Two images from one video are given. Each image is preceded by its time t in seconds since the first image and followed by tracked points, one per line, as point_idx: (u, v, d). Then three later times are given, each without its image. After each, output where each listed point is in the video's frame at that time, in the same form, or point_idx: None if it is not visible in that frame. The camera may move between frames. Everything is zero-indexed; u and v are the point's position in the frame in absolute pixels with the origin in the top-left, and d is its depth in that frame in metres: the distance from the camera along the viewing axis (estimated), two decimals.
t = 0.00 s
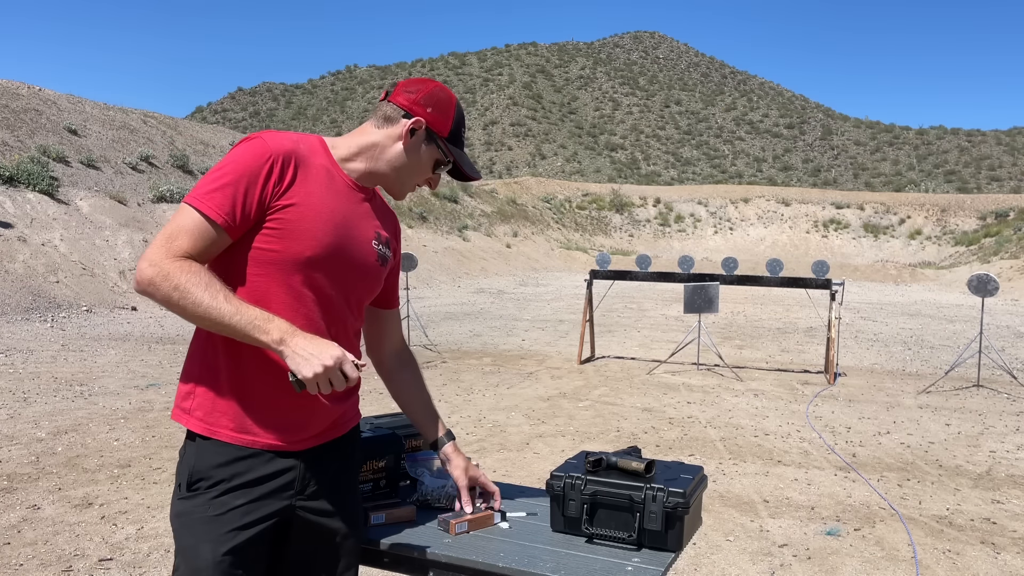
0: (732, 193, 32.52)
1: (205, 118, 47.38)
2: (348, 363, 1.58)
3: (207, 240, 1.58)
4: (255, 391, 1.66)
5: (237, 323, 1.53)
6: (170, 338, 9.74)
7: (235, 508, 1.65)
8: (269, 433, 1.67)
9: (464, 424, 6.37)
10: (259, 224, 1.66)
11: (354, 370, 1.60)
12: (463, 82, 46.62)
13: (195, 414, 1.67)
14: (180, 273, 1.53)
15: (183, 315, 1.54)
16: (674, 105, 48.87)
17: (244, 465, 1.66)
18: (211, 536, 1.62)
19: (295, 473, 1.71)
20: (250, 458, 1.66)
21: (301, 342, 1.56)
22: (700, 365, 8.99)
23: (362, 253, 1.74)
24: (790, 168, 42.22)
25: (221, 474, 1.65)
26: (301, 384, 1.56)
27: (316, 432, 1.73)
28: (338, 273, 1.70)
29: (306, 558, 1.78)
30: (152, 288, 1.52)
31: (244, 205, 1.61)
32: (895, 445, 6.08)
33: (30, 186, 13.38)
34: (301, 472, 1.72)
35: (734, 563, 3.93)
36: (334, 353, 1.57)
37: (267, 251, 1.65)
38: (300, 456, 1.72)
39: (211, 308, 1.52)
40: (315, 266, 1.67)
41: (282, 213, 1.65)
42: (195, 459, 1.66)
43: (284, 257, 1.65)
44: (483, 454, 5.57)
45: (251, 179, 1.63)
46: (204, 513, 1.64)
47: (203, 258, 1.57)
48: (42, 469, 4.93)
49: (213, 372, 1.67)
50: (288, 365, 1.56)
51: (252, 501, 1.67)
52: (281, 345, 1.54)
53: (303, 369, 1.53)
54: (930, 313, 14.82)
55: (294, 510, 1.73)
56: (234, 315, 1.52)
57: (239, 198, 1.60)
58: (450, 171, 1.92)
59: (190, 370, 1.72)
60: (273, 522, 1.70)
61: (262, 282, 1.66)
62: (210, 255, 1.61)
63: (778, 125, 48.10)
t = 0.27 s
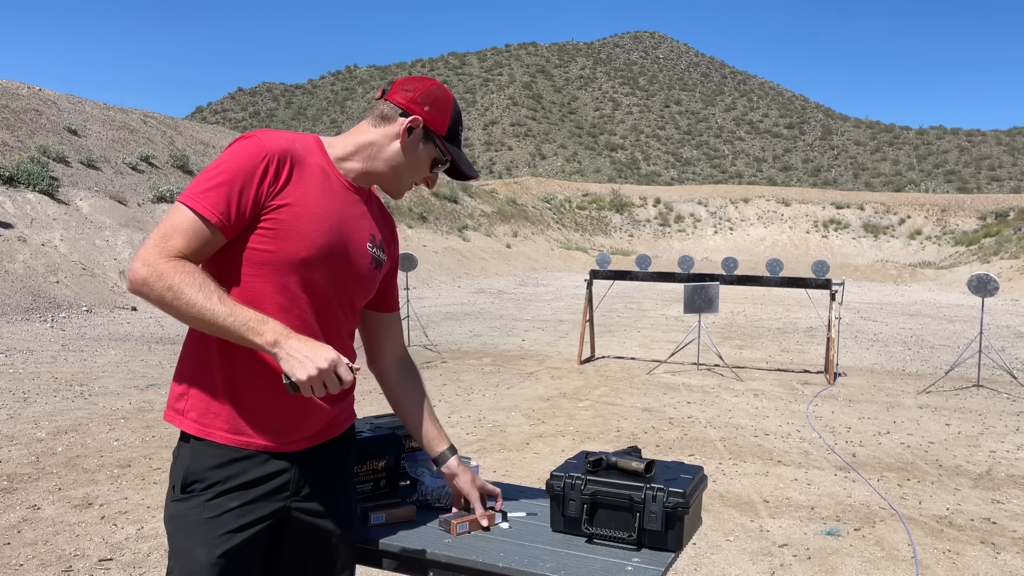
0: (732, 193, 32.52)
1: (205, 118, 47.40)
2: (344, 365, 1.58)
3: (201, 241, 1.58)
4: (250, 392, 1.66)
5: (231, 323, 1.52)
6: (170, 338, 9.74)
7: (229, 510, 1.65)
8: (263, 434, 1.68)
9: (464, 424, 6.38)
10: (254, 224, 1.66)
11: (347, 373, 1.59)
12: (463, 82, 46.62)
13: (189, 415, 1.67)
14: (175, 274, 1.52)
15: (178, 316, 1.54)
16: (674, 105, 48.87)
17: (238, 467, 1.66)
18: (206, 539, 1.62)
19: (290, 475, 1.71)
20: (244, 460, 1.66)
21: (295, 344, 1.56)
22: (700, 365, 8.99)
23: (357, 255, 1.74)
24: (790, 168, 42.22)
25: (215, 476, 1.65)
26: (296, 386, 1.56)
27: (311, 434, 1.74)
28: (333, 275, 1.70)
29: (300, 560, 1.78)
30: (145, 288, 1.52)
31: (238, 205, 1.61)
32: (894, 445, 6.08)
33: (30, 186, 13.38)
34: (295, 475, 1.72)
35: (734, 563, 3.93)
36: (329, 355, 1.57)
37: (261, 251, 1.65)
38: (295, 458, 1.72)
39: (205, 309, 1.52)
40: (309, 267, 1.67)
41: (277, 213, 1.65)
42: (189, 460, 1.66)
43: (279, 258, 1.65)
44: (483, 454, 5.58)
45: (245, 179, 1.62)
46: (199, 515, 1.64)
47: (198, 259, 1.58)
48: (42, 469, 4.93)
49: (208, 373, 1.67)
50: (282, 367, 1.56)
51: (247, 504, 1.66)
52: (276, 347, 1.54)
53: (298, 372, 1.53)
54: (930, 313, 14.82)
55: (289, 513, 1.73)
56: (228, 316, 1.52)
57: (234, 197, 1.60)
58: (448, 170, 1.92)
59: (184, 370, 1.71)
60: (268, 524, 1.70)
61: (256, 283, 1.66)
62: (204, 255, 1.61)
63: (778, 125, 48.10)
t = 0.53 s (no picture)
0: (732, 193, 32.52)
1: (205, 118, 47.42)
2: (334, 365, 1.57)
3: (193, 240, 1.59)
4: (244, 392, 1.67)
5: (221, 323, 1.53)
6: (170, 338, 9.74)
7: (221, 510, 1.65)
8: (257, 434, 1.68)
9: (464, 424, 6.37)
10: (247, 223, 1.66)
11: (339, 371, 1.58)
12: (463, 82, 46.63)
13: (183, 414, 1.68)
14: (166, 272, 1.53)
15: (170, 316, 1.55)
16: (674, 105, 48.87)
17: (230, 467, 1.66)
18: (196, 539, 1.62)
19: (283, 477, 1.71)
20: (237, 460, 1.66)
21: (286, 342, 1.55)
22: (700, 365, 8.99)
23: (350, 255, 1.74)
24: (790, 167, 42.21)
25: (206, 476, 1.65)
26: (285, 385, 1.55)
27: (305, 434, 1.73)
28: (325, 275, 1.70)
29: (294, 561, 1.78)
30: (137, 287, 1.53)
31: (230, 204, 1.61)
32: (894, 445, 6.08)
33: (30, 186, 13.38)
34: (288, 476, 1.72)
35: (734, 563, 3.93)
36: (318, 356, 1.56)
37: (253, 249, 1.65)
38: (288, 458, 1.72)
39: (195, 306, 1.52)
40: (302, 266, 1.67)
41: (269, 212, 1.65)
42: (181, 460, 1.67)
43: (271, 256, 1.65)
44: (483, 454, 5.57)
45: (238, 177, 1.63)
46: (190, 516, 1.64)
47: (189, 258, 1.58)
48: (42, 469, 4.93)
49: (202, 372, 1.68)
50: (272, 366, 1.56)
51: (238, 505, 1.66)
52: (266, 345, 1.54)
53: (286, 372, 1.52)
54: (930, 313, 14.82)
55: (282, 514, 1.73)
56: (217, 314, 1.52)
57: (225, 196, 1.61)
58: (445, 167, 1.91)
59: (179, 369, 1.72)
60: (260, 526, 1.70)
61: (248, 281, 1.66)
62: (196, 254, 1.61)
63: (778, 125, 48.10)
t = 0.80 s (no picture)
0: (732, 193, 32.51)
1: (205, 118, 47.44)
2: (327, 363, 1.55)
3: (192, 239, 1.59)
4: (245, 391, 1.67)
5: (218, 321, 1.52)
6: (170, 338, 9.74)
7: (220, 509, 1.65)
8: (256, 433, 1.68)
9: (464, 425, 6.38)
10: (245, 223, 1.66)
11: (331, 371, 1.56)
12: (463, 82, 46.63)
13: (185, 414, 1.68)
14: (163, 271, 1.54)
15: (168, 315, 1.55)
16: (674, 105, 48.88)
17: (230, 466, 1.66)
18: (195, 537, 1.62)
19: (283, 477, 1.71)
20: (237, 459, 1.66)
21: (280, 339, 1.54)
22: (700, 365, 8.99)
23: (350, 255, 1.73)
24: (790, 167, 42.21)
25: (207, 474, 1.65)
26: (279, 384, 1.54)
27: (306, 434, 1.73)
28: (323, 276, 1.69)
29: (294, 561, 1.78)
30: (136, 285, 1.54)
31: (228, 203, 1.62)
32: (894, 445, 6.08)
33: (30, 186, 13.38)
34: (288, 475, 1.71)
35: (734, 563, 3.93)
36: (311, 352, 1.54)
37: (251, 249, 1.65)
38: (288, 459, 1.71)
39: (191, 304, 1.52)
40: (300, 265, 1.67)
41: (266, 212, 1.66)
42: (182, 458, 1.67)
43: (268, 255, 1.65)
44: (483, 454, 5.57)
45: (235, 178, 1.63)
46: (189, 514, 1.64)
47: (189, 257, 1.59)
48: (42, 469, 4.93)
49: (203, 371, 1.68)
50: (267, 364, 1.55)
51: (238, 503, 1.66)
52: (260, 344, 1.53)
53: (279, 368, 1.51)
54: (930, 313, 14.81)
55: (281, 513, 1.72)
56: (211, 311, 1.52)
57: (224, 196, 1.61)
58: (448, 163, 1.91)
59: (181, 370, 1.72)
60: (259, 525, 1.69)
61: (247, 280, 1.66)
62: (196, 254, 1.62)
63: (778, 125, 48.08)
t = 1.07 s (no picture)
0: (732, 193, 32.53)
1: (205, 118, 47.47)
2: (331, 359, 1.53)
3: (204, 241, 1.60)
4: (257, 390, 1.67)
5: (229, 321, 1.53)
6: (170, 338, 9.74)
7: (227, 498, 1.65)
8: (266, 431, 1.67)
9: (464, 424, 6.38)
10: (255, 224, 1.66)
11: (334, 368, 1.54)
12: (463, 82, 46.62)
13: (196, 408, 1.68)
14: (175, 271, 1.54)
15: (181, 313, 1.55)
16: (674, 105, 48.88)
17: (239, 459, 1.66)
18: (200, 523, 1.62)
19: (291, 472, 1.71)
20: (246, 453, 1.66)
21: (287, 336, 1.53)
22: (700, 365, 8.99)
23: (359, 255, 1.73)
24: (790, 168, 42.22)
25: (215, 466, 1.65)
26: (287, 380, 1.54)
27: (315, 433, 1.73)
28: (334, 275, 1.69)
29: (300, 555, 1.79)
30: (150, 285, 1.54)
31: (239, 205, 1.62)
32: (894, 445, 6.08)
33: (30, 186, 13.38)
34: (297, 472, 1.72)
35: (734, 563, 3.93)
36: (315, 348, 1.53)
37: (261, 249, 1.65)
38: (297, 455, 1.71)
39: (201, 303, 1.52)
40: (309, 264, 1.67)
41: (275, 212, 1.66)
42: (191, 452, 1.67)
43: (278, 255, 1.65)
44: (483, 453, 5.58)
45: (246, 179, 1.63)
46: (196, 502, 1.64)
47: (200, 258, 1.59)
48: (42, 469, 4.94)
49: (213, 366, 1.68)
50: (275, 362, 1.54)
51: (245, 495, 1.66)
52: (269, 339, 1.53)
53: (286, 364, 1.50)
54: (930, 313, 14.82)
55: (288, 509, 1.73)
56: (220, 310, 1.52)
57: (234, 198, 1.61)
58: (430, 122, 1.82)
59: (192, 365, 1.72)
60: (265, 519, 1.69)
61: (256, 279, 1.66)
62: (209, 253, 1.62)
63: (778, 125, 48.08)
